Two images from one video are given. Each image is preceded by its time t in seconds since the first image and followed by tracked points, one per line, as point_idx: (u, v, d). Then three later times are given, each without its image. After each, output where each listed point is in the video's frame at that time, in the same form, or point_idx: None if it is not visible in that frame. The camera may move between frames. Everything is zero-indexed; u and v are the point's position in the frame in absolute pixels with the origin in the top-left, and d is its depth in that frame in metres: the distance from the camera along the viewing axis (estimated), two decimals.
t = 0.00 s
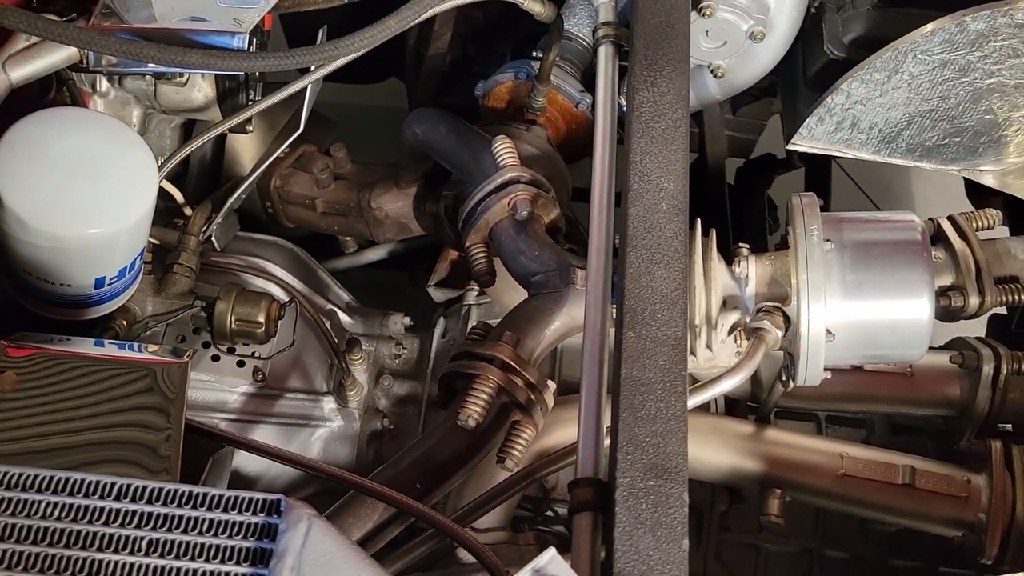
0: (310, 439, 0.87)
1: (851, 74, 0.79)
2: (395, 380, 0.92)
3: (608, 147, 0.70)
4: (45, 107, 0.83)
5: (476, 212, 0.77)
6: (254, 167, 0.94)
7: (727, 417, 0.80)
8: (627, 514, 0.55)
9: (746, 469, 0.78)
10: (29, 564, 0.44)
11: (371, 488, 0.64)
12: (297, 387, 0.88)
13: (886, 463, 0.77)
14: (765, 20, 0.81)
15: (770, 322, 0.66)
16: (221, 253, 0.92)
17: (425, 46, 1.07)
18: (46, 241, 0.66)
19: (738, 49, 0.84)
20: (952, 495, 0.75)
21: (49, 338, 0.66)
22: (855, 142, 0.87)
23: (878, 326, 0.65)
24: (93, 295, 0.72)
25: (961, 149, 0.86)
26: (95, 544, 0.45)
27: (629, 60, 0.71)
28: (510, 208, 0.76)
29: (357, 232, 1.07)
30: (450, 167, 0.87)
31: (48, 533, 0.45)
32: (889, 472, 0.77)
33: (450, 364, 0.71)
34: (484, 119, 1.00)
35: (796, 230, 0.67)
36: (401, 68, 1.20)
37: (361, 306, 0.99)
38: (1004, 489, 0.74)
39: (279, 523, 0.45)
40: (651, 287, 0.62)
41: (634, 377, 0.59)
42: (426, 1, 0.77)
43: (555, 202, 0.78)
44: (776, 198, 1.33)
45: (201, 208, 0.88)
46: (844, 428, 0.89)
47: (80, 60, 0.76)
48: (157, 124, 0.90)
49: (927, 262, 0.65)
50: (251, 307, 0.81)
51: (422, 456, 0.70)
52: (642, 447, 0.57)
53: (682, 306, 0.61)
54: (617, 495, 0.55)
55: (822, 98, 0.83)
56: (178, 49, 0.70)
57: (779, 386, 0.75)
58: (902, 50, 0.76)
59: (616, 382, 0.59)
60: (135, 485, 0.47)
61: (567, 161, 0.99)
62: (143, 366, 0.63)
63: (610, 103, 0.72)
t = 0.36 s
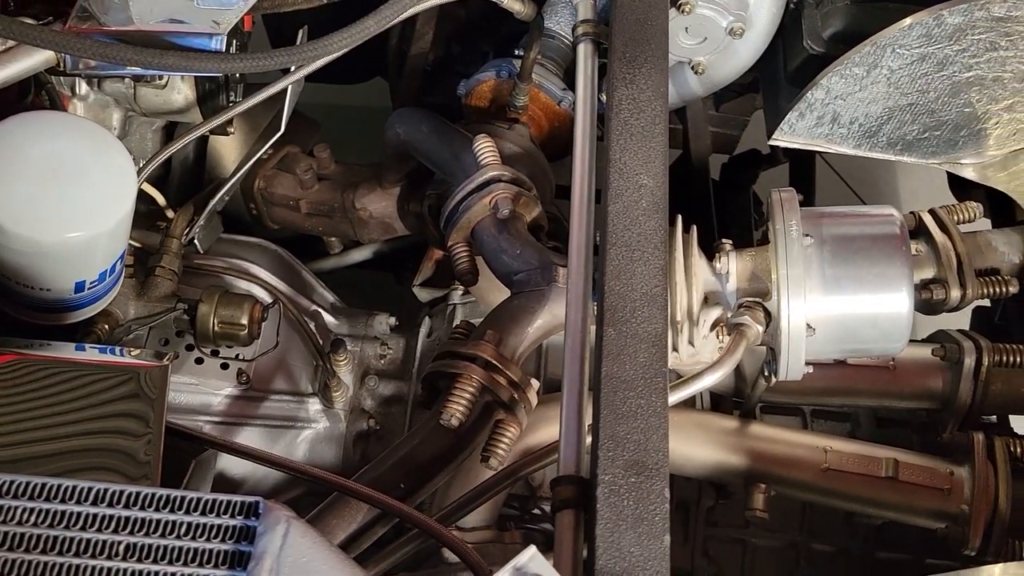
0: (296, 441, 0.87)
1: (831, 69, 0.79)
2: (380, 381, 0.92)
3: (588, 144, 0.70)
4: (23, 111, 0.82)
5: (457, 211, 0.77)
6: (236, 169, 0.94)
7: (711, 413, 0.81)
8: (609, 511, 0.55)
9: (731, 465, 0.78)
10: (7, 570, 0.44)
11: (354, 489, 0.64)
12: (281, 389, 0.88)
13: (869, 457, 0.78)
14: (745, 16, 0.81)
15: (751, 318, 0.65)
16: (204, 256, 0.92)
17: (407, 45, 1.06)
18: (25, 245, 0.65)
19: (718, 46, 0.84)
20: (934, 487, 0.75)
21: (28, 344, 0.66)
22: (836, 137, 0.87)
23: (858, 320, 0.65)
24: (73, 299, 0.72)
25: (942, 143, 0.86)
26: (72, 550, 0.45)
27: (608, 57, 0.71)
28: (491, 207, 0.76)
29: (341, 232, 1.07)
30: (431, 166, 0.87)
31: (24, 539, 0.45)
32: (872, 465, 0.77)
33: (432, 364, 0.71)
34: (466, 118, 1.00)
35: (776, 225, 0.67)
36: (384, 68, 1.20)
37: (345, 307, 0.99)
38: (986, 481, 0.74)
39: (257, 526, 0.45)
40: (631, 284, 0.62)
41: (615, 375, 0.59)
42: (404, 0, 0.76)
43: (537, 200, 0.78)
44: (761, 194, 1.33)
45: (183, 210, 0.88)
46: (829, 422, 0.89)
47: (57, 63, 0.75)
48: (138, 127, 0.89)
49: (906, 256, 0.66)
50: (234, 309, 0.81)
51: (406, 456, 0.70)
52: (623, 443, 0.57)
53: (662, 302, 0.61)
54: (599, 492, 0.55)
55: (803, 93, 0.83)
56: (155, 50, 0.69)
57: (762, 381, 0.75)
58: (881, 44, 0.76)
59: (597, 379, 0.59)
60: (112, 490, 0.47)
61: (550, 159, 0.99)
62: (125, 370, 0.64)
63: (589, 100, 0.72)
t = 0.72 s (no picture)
0: (279, 444, 0.87)
1: (809, 66, 0.79)
2: (364, 383, 0.91)
3: (566, 144, 0.70)
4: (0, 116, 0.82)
5: (437, 212, 0.77)
6: (216, 172, 0.94)
7: (693, 410, 0.81)
8: (588, 509, 0.55)
9: (713, 461, 0.79)
10: None
11: (335, 492, 0.64)
12: (265, 392, 0.87)
13: (851, 451, 0.78)
14: (722, 14, 0.81)
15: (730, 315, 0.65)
16: (185, 260, 0.91)
17: (388, 46, 1.06)
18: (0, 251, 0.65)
19: (696, 44, 0.84)
20: (914, 481, 0.76)
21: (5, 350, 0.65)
22: (815, 133, 0.87)
23: (836, 316, 0.66)
24: (50, 306, 0.71)
25: (920, 138, 0.87)
26: (45, 558, 0.44)
27: (585, 57, 0.71)
28: (471, 208, 0.76)
29: (325, 234, 1.06)
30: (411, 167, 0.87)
31: None
32: (854, 460, 0.77)
33: (413, 365, 0.71)
34: (448, 119, 0.99)
35: (753, 223, 0.67)
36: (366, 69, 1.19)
37: (329, 309, 0.98)
38: (966, 476, 0.75)
39: (232, 530, 0.45)
40: (610, 283, 0.62)
41: (594, 374, 0.59)
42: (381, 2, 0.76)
43: (517, 200, 0.78)
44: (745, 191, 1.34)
45: (163, 214, 0.87)
46: (813, 418, 0.89)
47: (32, 68, 0.75)
48: (117, 131, 0.89)
49: (882, 252, 0.66)
50: (215, 312, 0.81)
51: (388, 457, 0.70)
52: (602, 442, 0.57)
53: (639, 301, 0.62)
54: (578, 490, 0.55)
55: (782, 90, 0.83)
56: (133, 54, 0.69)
57: (744, 377, 0.75)
58: (857, 41, 0.76)
59: (575, 379, 0.59)
60: (86, 496, 0.47)
61: (532, 159, 0.99)
62: (104, 376, 0.63)
63: (567, 100, 0.72)
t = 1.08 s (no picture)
0: (259, 447, 0.86)
1: (781, 59, 0.79)
2: (344, 384, 0.91)
3: (538, 141, 0.70)
4: None
5: (412, 211, 0.77)
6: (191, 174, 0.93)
7: (671, 406, 0.81)
8: (561, 507, 0.54)
9: (691, 456, 0.79)
10: None
11: (310, 495, 0.64)
12: (243, 395, 0.87)
13: (829, 444, 0.78)
14: (694, 10, 0.81)
15: (704, 311, 0.65)
16: (161, 263, 0.91)
17: (364, 45, 1.06)
18: None
19: (670, 40, 0.84)
20: (891, 472, 0.76)
21: None
22: (790, 127, 0.87)
23: (809, 309, 0.66)
24: (22, 312, 0.70)
25: (894, 131, 0.87)
26: (8, 566, 0.44)
27: (556, 54, 0.71)
28: (445, 207, 0.76)
29: (303, 235, 1.06)
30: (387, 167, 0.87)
31: None
32: (832, 452, 0.77)
33: (389, 365, 0.71)
34: (424, 117, 0.99)
35: (725, 217, 0.67)
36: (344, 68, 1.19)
37: (308, 310, 0.98)
38: (943, 465, 0.75)
39: (199, 535, 0.45)
40: (582, 279, 0.62)
41: (567, 371, 0.59)
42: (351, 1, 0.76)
43: (491, 198, 0.78)
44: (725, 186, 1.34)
45: (137, 218, 0.87)
46: (793, 411, 0.90)
47: None
48: (90, 134, 0.88)
49: (854, 244, 0.66)
50: (190, 315, 0.80)
51: (364, 458, 0.70)
52: (575, 439, 0.57)
53: (612, 297, 0.61)
54: (551, 488, 0.55)
55: (756, 84, 0.83)
56: (99, 57, 0.69)
57: (720, 372, 0.75)
58: (829, 34, 0.76)
59: (548, 376, 0.59)
60: (51, 504, 0.46)
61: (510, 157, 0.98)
62: (75, 381, 0.63)
63: (540, 97, 0.72)
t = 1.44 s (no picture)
0: (242, 449, 0.86)
1: (759, 54, 0.79)
2: (328, 385, 0.91)
3: (515, 139, 0.70)
4: None
5: (391, 210, 0.77)
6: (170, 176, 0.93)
7: (655, 402, 0.81)
8: (540, 505, 0.54)
9: (675, 452, 0.79)
10: None
11: (291, 497, 0.63)
12: (225, 397, 0.87)
13: (811, 437, 0.78)
14: (672, 6, 0.81)
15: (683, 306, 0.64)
16: (142, 266, 0.90)
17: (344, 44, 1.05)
18: None
19: (648, 36, 0.84)
20: (874, 465, 0.76)
21: None
22: (770, 121, 0.87)
23: (788, 303, 0.66)
24: None
25: (874, 124, 0.88)
26: None
27: (532, 51, 0.71)
28: (424, 206, 0.76)
29: (286, 237, 1.05)
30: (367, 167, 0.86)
31: None
32: (814, 446, 0.77)
33: (369, 365, 0.70)
34: (405, 116, 0.99)
35: (702, 212, 0.67)
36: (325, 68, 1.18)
37: (291, 312, 0.98)
38: (925, 456, 0.75)
39: (171, 539, 0.45)
40: (559, 276, 0.62)
41: (545, 369, 0.58)
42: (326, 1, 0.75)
43: (471, 196, 0.78)
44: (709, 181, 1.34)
45: (116, 222, 0.86)
46: (778, 405, 0.90)
47: None
48: (68, 137, 0.87)
49: (831, 237, 0.66)
50: (169, 319, 0.80)
51: (345, 459, 0.70)
52: (554, 437, 0.56)
53: (590, 294, 0.61)
54: (529, 486, 0.55)
55: (735, 79, 0.83)
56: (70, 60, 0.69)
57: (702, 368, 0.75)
58: (806, 28, 0.76)
59: (526, 374, 0.59)
60: (22, 510, 0.46)
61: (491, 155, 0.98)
62: (53, 388, 0.62)
63: (517, 94, 0.72)
